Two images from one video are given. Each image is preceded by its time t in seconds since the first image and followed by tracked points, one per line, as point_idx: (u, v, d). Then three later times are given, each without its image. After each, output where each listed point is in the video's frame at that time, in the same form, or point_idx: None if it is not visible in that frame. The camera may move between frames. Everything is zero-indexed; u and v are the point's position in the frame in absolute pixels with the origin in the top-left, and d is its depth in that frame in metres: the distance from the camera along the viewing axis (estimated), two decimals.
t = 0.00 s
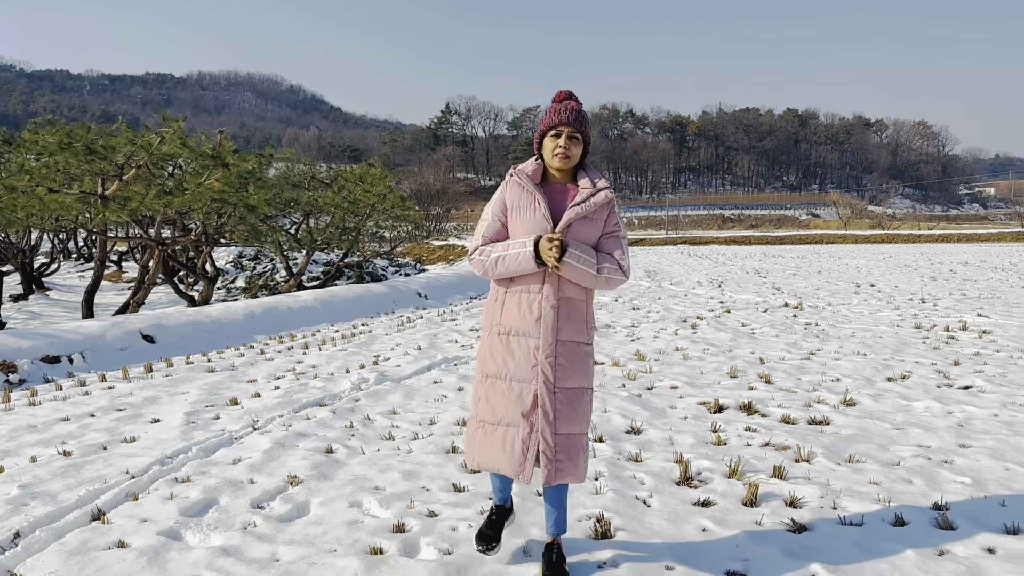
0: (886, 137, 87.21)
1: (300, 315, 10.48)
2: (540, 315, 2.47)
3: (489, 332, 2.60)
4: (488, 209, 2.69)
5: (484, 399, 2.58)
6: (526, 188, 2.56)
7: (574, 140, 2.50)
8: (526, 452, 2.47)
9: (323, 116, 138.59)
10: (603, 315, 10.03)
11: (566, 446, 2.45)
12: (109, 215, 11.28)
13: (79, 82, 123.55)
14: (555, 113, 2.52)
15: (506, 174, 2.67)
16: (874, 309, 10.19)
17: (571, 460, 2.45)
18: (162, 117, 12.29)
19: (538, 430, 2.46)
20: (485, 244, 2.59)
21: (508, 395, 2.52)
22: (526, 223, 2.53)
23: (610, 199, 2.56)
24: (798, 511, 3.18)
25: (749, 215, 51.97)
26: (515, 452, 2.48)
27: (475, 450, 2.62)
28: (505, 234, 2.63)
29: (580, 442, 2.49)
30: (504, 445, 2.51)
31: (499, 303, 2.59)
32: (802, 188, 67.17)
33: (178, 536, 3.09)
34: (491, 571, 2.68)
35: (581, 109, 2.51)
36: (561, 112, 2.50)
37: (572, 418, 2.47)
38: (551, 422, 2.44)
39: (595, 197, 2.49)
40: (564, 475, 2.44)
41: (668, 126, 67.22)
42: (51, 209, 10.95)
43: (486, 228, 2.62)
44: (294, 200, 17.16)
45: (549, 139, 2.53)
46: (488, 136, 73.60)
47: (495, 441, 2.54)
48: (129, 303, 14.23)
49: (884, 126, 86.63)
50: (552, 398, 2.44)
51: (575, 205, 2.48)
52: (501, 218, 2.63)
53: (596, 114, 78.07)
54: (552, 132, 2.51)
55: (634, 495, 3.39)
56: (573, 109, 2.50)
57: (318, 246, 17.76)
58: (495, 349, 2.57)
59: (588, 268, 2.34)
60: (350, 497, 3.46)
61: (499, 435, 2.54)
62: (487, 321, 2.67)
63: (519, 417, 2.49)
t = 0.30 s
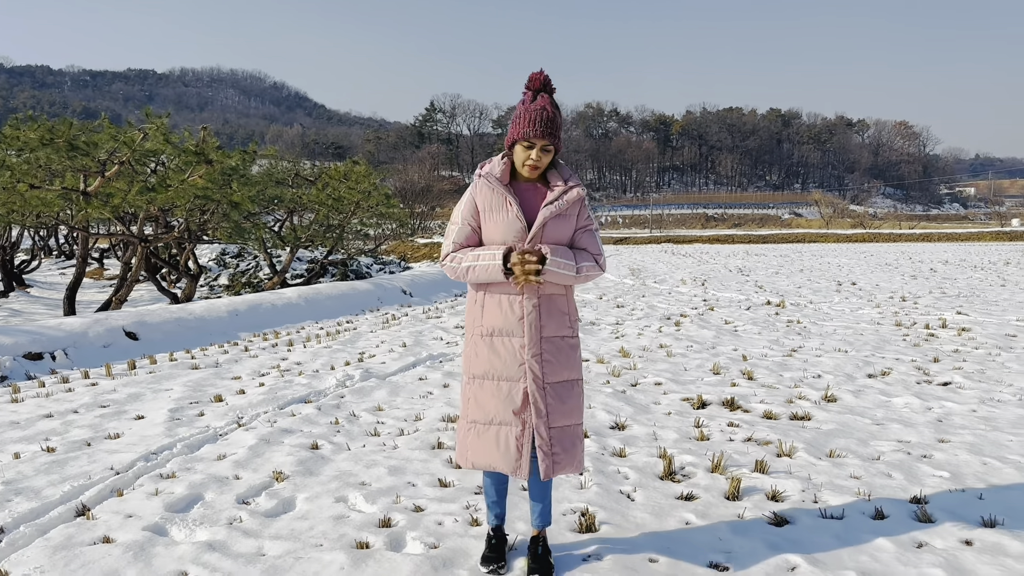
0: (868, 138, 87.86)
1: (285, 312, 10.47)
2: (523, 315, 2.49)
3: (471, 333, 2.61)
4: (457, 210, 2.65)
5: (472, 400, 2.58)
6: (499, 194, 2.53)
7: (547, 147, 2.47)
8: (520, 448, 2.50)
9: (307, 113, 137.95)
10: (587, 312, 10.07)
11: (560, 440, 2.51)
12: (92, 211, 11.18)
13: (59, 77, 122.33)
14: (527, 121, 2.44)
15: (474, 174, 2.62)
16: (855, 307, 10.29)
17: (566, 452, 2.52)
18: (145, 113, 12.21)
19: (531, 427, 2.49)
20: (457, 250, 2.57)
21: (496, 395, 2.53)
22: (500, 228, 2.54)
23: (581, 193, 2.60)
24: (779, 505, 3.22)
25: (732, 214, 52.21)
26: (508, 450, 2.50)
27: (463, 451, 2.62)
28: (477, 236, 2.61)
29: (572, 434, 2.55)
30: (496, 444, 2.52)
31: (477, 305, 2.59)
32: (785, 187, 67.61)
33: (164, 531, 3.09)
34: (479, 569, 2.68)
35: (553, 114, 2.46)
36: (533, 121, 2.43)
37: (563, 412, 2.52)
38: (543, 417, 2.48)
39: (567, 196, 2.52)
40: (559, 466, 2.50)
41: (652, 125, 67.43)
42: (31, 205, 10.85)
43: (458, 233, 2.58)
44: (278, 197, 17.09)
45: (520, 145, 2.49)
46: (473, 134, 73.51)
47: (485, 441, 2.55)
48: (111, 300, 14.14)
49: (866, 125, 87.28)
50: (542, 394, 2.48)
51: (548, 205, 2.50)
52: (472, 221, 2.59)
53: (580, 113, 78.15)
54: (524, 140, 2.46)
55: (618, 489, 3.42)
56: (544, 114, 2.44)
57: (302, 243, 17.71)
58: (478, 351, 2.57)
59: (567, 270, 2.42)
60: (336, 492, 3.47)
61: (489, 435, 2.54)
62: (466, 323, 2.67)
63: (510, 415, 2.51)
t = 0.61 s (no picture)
0: (856, 138, 88.28)
1: (275, 311, 10.44)
2: (508, 323, 2.49)
3: (456, 335, 2.61)
4: (438, 217, 2.62)
5: (459, 399, 2.61)
6: (485, 203, 2.51)
7: (531, 154, 2.47)
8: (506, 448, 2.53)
9: (296, 112, 137.58)
10: (578, 311, 10.08)
11: (543, 437, 2.55)
12: (81, 210, 11.20)
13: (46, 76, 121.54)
14: (512, 129, 2.41)
15: (455, 180, 2.58)
16: (844, 306, 10.35)
17: (548, 448, 2.57)
18: (134, 111, 12.16)
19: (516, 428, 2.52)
20: (442, 258, 2.55)
21: (482, 397, 2.56)
22: (486, 236, 2.54)
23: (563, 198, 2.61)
24: (770, 502, 3.25)
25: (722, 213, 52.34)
26: (494, 450, 2.53)
27: (453, 446, 2.65)
28: (460, 244, 2.59)
29: (553, 431, 2.59)
30: (486, 445, 2.56)
31: (461, 308, 2.58)
32: (774, 186, 67.84)
33: (156, 530, 3.08)
34: (471, 566, 2.69)
35: (537, 120, 2.44)
36: (517, 130, 2.41)
37: (546, 411, 2.56)
38: (528, 419, 2.51)
39: (550, 203, 2.54)
40: (544, 462, 2.55)
41: (642, 124, 67.54)
42: (20, 204, 10.78)
43: (442, 241, 2.56)
44: (268, 196, 17.03)
45: (503, 152, 2.47)
46: (463, 133, 73.44)
47: (473, 440, 2.58)
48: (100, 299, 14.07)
49: (855, 125, 87.68)
50: (527, 397, 2.51)
51: (533, 215, 2.51)
52: (455, 229, 2.57)
53: (571, 113, 78.19)
54: (510, 148, 2.44)
55: (610, 487, 3.44)
56: (527, 121, 2.42)
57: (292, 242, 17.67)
58: (464, 353, 2.58)
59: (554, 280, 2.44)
60: (329, 492, 3.47)
61: (477, 434, 2.58)
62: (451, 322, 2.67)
63: (497, 418, 2.53)
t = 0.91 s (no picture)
0: (849, 139, 88.58)
1: (270, 311, 10.44)
2: (501, 322, 2.50)
3: (448, 337, 2.61)
4: (429, 216, 2.63)
5: (453, 402, 2.61)
6: (477, 201, 2.53)
7: (522, 153, 2.48)
8: (500, 448, 2.54)
9: (289, 111, 137.39)
10: (573, 311, 10.10)
11: (535, 437, 2.56)
12: (75, 210, 11.05)
13: (39, 75, 121.06)
14: (504, 128, 2.43)
15: (446, 179, 2.60)
16: (838, 306, 10.39)
17: (540, 448, 2.57)
18: (128, 111, 12.16)
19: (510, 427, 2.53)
20: (434, 258, 2.56)
21: (476, 398, 2.56)
22: (478, 234, 2.55)
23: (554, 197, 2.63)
24: (764, 501, 3.27)
25: (716, 214, 52.41)
26: (490, 451, 2.54)
27: (446, 449, 2.65)
28: (452, 243, 2.61)
29: (545, 431, 2.60)
30: (482, 446, 2.56)
31: (453, 309, 2.58)
32: (768, 187, 68.00)
33: (153, 530, 3.09)
34: (468, 565, 2.70)
35: (528, 119, 2.46)
36: (509, 128, 2.42)
37: (538, 410, 2.57)
38: (522, 418, 2.52)
39: (541, 202, 2.55)
40: (537, 461, 2.56)
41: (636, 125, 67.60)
42: (14, 204, 10.74)
43: (434, 240, 2.57)
44: (263, 196, 17.01)
45: (495, 151, 2.49)
46: (458, 134, 73.38)
47: (467, 442, 2.58)
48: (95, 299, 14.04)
49: (848, 126, 87.95)
50: (520, 396, 2.52)
51: (525, 214, 2.52)
52: (447, 228, 2.58)
53: (565, 113, 78.21)
54: (502, 147, 2.45)
55: (607, 486, 3.46)
56: (517, 120, 2.44)
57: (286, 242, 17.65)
58: (456, 355, 2.58)
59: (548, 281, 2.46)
60: (326, 491, 3.48)
61: (471, 435, 2.58)
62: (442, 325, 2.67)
63: (493, 418, 2.54)
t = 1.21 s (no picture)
0: (845, 140, 88.77)
1: (268, 312, 10.44)
2: (494, 318, 2.52)
3: (446, 336, 2.64)
4: (427, 216, 2.70)
5: (450, 402, 2.62)
6: (468, 195, 2.58)
7: (508, 144, 2.55)
8: (494, 448, 2.54)
9: (286, 112, 137.25)
10: (571, 312, 10.13)
11: (531, 437, 2.55)
12: (72, 211, 11.03)
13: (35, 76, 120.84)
14: (488, 118, 2.51)
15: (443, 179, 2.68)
16: (835, 307, 10.42)
17: (536, 450, 2.56)
18: (126, 111, 12.17)
19: (503, 427, 2.53)
20: (428, 254, 2.62)
21: (471, 397, 2.57)
22: (470, 228, 2.59)
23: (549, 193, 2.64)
24: (761, 501, 3.28)
25: (713, 215, 52.47)
26: (484, 451, 2.54)
27: (445, 451, 2.66)
28: (449, 240, 2.66)
29: (542, 432, 2.59)
30: (477, 444, 2.57)
31: (450, 307, 2.62)
32: (764, 188, 68.12)
33: (152, 530, 3.10)
34: (467, 565, 2.71)
35: (514, 110, 2.53)
36: (494, 117, 2.50)
37: (534, 411, 2.56)
38: (515, 417, 2.52)
39: (534, 195, 2.57)
40: (531, 463, 2.54)
41: (633, 126, 67.68)
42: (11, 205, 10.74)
43: (429, 237, 2.64)
44: (260, 197, 17.00)
45: (484, 144, 2.56)
46: (455, 134, 73.39)
47: (463, 442, 2.59)
48: (92, 299, 14.02)
49: (844, 127, 88.12)
50: (513, 394, 2.52)
51: (518, 205, 2.54)
52: (443, 225, 2.64)
53: (561, 114, 78.23)
54: (488, 138, 2.52)
55: (605, 486, 3.47)
56: (505, 111, 2.51)
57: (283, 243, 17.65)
58: (453, 353, 2.61)
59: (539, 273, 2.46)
60: (325, 492, 3.49)
61: (467, 436, 2.59)
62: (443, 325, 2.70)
63: (486, 416, 2.55)
